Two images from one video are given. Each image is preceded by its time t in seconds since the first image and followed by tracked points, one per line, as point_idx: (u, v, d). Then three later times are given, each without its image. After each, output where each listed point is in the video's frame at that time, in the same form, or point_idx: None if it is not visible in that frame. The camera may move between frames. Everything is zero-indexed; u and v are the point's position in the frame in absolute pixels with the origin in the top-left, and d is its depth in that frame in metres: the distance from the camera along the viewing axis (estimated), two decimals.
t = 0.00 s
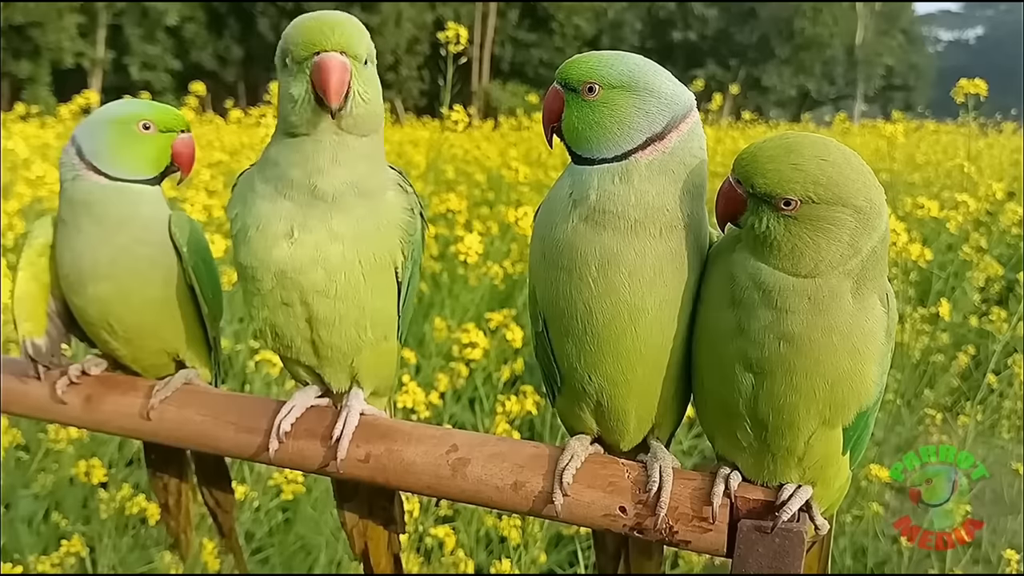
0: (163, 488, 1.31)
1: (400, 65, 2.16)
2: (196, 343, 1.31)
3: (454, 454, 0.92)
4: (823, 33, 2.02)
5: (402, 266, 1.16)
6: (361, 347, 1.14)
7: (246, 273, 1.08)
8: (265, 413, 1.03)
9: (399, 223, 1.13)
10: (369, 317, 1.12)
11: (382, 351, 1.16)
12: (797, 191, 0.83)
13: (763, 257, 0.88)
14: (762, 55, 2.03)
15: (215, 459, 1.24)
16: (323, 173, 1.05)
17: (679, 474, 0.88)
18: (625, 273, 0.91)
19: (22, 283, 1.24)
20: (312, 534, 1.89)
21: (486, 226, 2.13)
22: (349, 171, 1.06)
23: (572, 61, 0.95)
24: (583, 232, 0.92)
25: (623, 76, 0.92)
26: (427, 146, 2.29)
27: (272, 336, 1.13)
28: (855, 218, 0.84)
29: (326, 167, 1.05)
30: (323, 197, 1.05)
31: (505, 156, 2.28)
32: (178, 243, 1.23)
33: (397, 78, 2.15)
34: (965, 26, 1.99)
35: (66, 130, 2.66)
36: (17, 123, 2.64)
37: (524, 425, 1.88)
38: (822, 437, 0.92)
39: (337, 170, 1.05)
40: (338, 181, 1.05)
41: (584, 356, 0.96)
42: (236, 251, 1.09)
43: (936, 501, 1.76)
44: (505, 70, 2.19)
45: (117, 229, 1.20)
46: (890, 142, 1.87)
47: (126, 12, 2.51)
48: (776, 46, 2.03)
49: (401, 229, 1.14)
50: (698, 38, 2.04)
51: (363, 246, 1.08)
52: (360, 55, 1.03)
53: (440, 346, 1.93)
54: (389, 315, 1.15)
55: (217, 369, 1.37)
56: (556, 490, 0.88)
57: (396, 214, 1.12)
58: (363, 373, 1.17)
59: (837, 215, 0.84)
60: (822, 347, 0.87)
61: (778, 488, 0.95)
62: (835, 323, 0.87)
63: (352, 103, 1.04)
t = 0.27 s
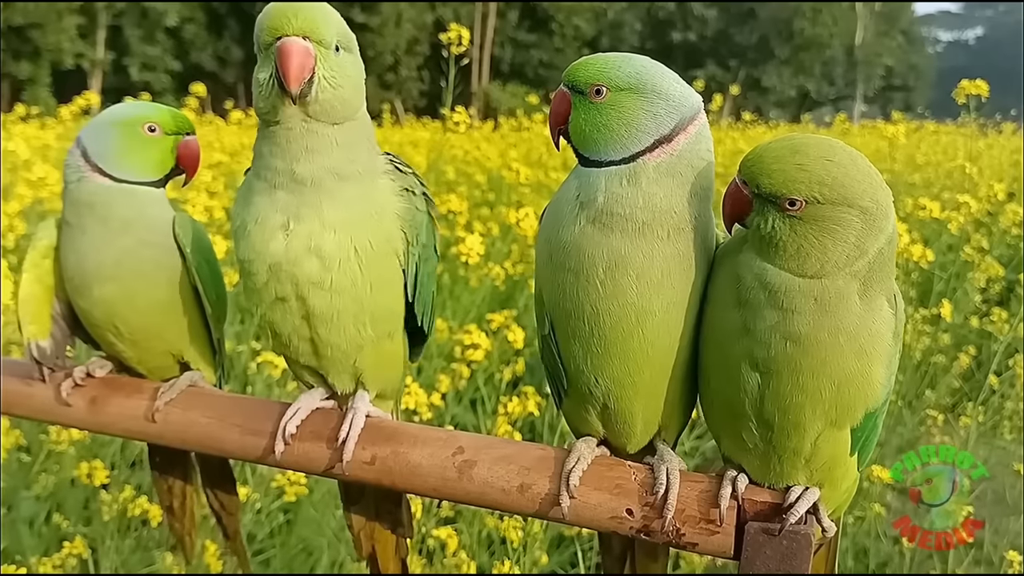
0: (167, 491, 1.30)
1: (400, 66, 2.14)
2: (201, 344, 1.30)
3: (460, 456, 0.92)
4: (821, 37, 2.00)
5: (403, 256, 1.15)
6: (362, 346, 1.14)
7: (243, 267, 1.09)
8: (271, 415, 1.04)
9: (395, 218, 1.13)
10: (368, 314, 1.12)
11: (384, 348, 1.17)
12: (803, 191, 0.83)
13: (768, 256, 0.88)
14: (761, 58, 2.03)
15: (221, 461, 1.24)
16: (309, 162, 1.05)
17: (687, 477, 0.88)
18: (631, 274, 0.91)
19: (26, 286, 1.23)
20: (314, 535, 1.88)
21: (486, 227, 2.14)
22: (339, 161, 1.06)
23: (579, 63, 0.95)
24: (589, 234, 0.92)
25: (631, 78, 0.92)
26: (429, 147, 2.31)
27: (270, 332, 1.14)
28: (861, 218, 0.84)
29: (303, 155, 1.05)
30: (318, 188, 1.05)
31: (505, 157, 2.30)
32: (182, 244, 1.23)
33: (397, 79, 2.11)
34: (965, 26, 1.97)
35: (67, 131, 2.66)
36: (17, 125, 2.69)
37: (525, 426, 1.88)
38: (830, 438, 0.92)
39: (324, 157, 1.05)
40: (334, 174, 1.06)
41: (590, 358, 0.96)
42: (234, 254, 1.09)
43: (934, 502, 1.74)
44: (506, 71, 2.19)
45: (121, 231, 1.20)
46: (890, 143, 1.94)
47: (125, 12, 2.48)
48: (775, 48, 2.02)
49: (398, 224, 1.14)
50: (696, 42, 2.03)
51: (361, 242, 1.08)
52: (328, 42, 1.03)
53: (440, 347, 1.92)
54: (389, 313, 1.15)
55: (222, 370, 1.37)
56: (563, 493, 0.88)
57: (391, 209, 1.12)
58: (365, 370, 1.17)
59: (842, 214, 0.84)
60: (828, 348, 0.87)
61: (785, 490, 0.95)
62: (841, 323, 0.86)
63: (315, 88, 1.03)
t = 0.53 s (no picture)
0: (172, 491, 1.31)
1: (400, 66, 2.15)
2: (205, 346, 1.31)
3: (467, 458, 0.92)
4: (820, 38, 2.00)
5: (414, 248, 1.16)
6: (367, 343, 1.14)
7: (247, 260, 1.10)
8: (276, 417, 1.04)
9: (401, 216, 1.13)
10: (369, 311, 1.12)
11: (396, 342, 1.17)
12: (811, 191, 0.84)
13: (776, 257, 0.88)
14: (761, 59, 2.04)
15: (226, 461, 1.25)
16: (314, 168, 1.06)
17: (692, 478, 0.88)
18: (639, 277, 0.91)
19: (31, 287, 1.24)
20: (316, 536, 1.88)
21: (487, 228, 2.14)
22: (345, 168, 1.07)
23: (585, 67, 0.95)
24: (597, 237, 0.92)
25: (638, 81, 0.92)
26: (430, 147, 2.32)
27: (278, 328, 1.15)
28: (870, 219, 0.84)
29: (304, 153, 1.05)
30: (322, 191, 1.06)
31: (505, 157, 2.28)
32: (186, 246, 1.23)
33: (397, 79, 2.13)
34: (964, 27, 1.97)
35: (66, 132, 2.65)
36: (18, 125, 2.66)
37: (526, 427, 1.88)
38: (837, 439, 0.92)
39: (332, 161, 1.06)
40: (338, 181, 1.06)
41: (597, 361, 0.96)
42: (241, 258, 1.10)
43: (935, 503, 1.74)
44: (505, 72, 2.19)
45: (125, 233, 1.20)
46: (891, 144, 1.91)
47: (125, 12, 2.48)
48: (775, 48, 2.04)
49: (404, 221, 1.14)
50: (696, 43, 2.06)
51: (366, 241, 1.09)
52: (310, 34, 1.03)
53: (442, 348, 1.92)
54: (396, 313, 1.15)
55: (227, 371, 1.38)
56: (569, 494, 0.88)
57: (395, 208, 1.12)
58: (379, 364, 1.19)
59: (850, 214, 0.84)
60: (836, 349, 0.87)
61: (792, 491, 0.95)
62: (849, 325, 0.87)
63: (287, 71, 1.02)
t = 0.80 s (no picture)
0: (176, 491, 1.31)
1: (400, 66, 2.20)
2: (211, 350, 1.31)
3: (470, 459, 0.92)
4: (820, 39, 2.01)
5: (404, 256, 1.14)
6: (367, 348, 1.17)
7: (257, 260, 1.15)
8: (279, 418, 1.04)
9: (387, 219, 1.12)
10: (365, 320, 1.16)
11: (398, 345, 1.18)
12: (816, 193, 0.84)
13: (780, 260, 0.88)
14: (761, 60, 2.03)
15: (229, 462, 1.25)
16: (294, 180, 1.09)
17: (695, 480, 0.89)
18: (644, 282, 0.92)
19: (36, 290, 1.25)
20: (318, 537, 1.88)
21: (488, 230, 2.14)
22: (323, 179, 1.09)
23: (590, 72, 0.96)
24: (601, 241, 0.93)
25: (643, 86, 0.92)
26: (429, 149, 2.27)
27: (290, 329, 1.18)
28: (874, 223, 0.85)
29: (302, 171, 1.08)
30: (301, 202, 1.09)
31: (505, 158, 2.23)
32: (191, 249, 1.23)
33: (397, 80, 2.18)
34: (964, 28, 1.99)
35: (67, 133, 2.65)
36: (19, 126, 2.61)
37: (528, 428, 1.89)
38: (840, 443, 0.93)
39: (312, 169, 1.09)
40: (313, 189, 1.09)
41: (601, 364, 0.97)
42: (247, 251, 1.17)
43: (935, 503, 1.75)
44: (506, 73, 2.19)
45: (127, 236, 1.21)
46: (890, 147, 1.90)
47: (125, 13, 2.48)
48: (774, 49, 2.03)
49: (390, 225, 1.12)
50: (696, 44, 2.06)
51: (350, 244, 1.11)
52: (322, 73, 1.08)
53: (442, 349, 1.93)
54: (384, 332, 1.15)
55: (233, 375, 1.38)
56: (571, 496, 0.88)
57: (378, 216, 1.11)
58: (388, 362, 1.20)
59: (855, 218, 0.85)
60: (839, 354, 0.87)
61: (794, 494, 0.96)
62: (852, 329, 0.87)
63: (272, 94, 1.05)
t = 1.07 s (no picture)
0: (180, 492, 1.31)
1: (400, 66, 2.21)
2: (214, 351, 1.32)
3: (470, 461, 0.92)
4: (820, 39, 2.01)
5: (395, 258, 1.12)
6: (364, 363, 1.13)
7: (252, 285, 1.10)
8: (280, 418, 1.05)
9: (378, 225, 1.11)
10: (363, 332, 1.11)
11: (381, 357, 1.14)
12: (820, 183, 0.85)
13: (782, 255, 0.89)
14: (760, 59, 2.04)
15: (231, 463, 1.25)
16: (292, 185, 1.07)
17: (695, 481, 0.89)
18: (644, 283, 0.92)
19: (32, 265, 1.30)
20: (317, 537, 1.87)
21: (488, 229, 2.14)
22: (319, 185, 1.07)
23: (589, 74, 0.96)
24: (602, 242, 0.93)
25: (642, 88, 0.93)
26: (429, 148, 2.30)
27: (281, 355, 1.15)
28: (875, 217, 0.86)
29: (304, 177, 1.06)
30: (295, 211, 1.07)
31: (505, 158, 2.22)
32: (195, 251, 1.25)
33: (397, 80, 2.19)
34: (964, 28, 1.99)
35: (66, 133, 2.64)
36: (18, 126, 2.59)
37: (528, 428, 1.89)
38: (840, 445, 0.93)
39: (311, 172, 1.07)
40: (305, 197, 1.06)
41: (601, 365, 0.97)
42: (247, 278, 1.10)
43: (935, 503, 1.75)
44: (505, 72, 2.20)
45: (129, 239, 1.20)
46: (890, 146, 1.90)
47: (125, 12, 2.48)
48: (774, 49, 2.03)
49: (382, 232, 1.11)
50: (696, 43, 2.06)
51: (333, 257, 1.07)
52: (319, 92, 1.05)
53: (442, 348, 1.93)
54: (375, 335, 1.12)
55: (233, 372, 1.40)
56: (571, 497, 0.89)
57: (362, 227, 1.09)
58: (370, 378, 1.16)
59: (856, 211, 0.85)
60: (839, 354, 0.88)
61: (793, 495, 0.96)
62: (852, 330, 0.87)
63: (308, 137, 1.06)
